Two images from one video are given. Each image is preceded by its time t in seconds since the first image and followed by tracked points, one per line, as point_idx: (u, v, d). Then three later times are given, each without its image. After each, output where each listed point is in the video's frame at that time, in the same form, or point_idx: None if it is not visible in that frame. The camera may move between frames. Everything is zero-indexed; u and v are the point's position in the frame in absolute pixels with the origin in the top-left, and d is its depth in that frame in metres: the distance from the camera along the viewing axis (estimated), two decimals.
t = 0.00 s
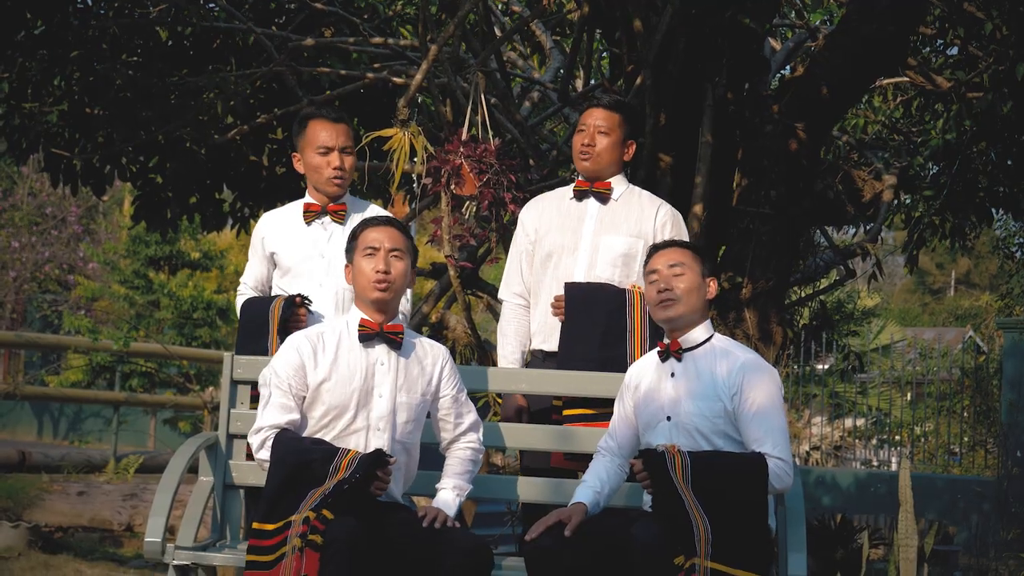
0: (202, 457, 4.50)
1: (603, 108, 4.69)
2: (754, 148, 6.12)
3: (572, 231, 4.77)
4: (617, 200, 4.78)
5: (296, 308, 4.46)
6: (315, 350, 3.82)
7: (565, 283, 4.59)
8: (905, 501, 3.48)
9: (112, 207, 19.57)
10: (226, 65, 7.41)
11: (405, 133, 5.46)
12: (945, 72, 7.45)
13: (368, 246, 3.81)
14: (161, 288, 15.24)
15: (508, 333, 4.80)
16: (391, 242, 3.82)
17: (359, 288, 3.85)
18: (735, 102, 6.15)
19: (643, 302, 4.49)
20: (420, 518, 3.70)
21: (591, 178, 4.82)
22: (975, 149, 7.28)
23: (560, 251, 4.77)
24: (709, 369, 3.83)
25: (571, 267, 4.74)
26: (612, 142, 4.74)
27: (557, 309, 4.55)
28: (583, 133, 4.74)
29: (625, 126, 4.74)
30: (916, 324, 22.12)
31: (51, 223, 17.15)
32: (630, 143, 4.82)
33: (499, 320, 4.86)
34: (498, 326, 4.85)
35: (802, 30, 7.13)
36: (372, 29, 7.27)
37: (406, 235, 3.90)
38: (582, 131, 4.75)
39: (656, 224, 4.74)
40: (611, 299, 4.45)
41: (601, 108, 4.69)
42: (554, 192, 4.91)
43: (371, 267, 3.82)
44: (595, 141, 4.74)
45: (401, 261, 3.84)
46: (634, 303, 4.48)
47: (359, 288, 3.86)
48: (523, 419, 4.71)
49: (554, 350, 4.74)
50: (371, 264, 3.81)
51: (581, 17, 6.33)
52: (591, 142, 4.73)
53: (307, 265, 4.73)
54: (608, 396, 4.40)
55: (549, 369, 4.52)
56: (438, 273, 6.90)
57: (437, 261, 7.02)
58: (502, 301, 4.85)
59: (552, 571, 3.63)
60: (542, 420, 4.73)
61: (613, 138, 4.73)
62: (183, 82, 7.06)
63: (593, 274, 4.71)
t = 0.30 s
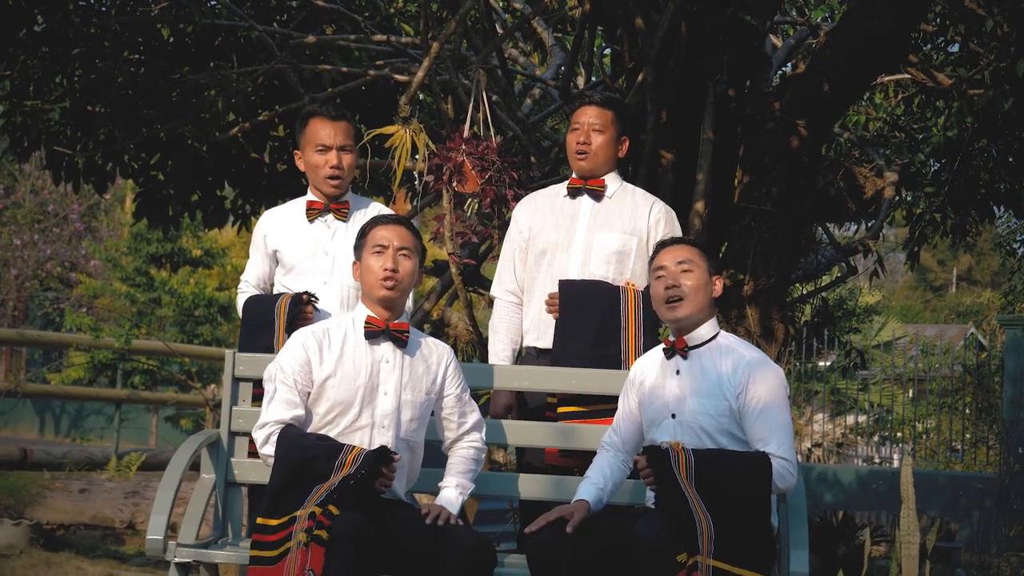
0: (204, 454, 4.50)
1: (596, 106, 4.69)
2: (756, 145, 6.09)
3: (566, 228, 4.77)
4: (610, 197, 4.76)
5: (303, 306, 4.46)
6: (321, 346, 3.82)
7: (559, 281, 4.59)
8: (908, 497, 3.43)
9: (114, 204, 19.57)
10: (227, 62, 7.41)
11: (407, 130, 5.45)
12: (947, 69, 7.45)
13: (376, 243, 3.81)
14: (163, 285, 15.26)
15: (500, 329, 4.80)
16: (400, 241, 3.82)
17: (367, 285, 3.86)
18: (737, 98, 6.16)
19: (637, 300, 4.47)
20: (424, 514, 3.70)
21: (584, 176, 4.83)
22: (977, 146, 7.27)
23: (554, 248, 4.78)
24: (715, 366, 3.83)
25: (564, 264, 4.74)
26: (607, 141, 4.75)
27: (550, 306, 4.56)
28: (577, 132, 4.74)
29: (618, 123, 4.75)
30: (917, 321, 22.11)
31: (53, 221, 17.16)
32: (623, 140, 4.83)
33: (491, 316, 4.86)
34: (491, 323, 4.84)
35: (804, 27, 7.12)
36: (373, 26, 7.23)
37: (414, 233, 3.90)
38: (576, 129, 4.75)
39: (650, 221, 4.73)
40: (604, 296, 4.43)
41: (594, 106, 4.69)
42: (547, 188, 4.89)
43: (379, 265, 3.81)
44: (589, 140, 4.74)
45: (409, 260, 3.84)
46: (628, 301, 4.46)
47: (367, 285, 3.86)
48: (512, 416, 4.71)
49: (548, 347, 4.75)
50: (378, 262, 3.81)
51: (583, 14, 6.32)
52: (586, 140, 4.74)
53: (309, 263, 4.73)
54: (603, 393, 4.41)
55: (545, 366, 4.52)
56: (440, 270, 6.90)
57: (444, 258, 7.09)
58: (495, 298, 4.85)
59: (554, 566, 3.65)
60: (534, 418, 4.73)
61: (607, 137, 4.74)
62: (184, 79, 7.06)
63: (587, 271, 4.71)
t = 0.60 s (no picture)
0: (205, 452, 4.49)
1: (589, 103, 4.71)
2: (756, 143, 6.06)
3: (560, 228, 4.77)
4: (604, 197, 4.78)
5: (297, 304, 4.49)
6: (317, 346, 3.82)
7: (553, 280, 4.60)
8: (909, 496, 3.46)
9: (115, 202, 19.56)
10: (228, 61, 7.41)
11: (408, 128, 5.45)
12: (948, 67, 7.44)
13: (368, 240, 3.82)
14: (165, 284, 15.26)
15: (494, 328, 4.78)
16: (390, 237, 3.82)
17: (361, 285, 3.86)
18: (738, 97, 6.17)
19: (630, 298, 4.50)
20: (423, 511, 3.70)
21: (578, 175, 4.83)
22: (978, 143, 7.26)
23: (548, 248, 4.77)
24: (715, 364, 3.83)
25: (559, 264, 4.74)
26: (601, 137, 4.75)
27: (544, 305, 4.56)
28: (570, 129, 4.75)
29: (612, 121, 4.75)
30: (919, 318, 22.09)
31: (54, 219, 17.15)
32: (616, 137, 4.83)
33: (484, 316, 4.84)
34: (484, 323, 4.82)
35: (804, 25, 7.12)
36: (374, 25, 7.24)
37: (405, 229, 3.90)
38: (570, 126, 4.76)
39: (644, 222, 4.73)
40: (597, 296, 4.46)
41: (587, 103, 4.71)
42: (541, 187, 4.90)
43: (372, 262, 3.82)
44: (583, 136, 4.74)
45: (401, 255, 3.84)
46: (621, 299, 4.49)
47: (360, 285, 3.87)
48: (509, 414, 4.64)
49: (541, 346, 4.72)
50: (370, 259, 3.82)
51: (583, 12, 6.32)
52: (579, 137, 4.74)
53: (310, 261, 4.72)
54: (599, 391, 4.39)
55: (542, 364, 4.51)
56: (442, 268, 6.90)
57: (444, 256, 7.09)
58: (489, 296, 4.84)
59: (555, 565, 3.65)
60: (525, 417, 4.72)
61: (601, 133, 4.74)
62: (185, 78, 7.06)
63: (581, 271, 4.71)
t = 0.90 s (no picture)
0: (205, 452, 4.50)
1: (582, 103, 4.69)
2: (755, 141, 6.15)
3: (557, 226, 4.76)
4: (600, 194, 4.78)
5: (286, 303, 4.44)
6: (312, 346, 3.82)
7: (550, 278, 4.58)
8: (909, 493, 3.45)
9: (115, 201, 19.55)
10: (227, 59, 7.41)
11: (407, 127, 5.45)
12: (948, 65, 7.45)
13: (358, 238, 3.83)
14: (165, 283, 15.27)
15: (489, 328, 4.78)
16: (381, 234, 3.83)
17: (353, 283, 3.87)
18: (738, 95, 6.13)
19: (628, 296, 4.49)
20: (422, 510, 3.70)
21: (575, 172, 4.83)
22: (977, 141, 7.27)
23: (545, 246, 4.77)
24: (715, 362, 3.83)
25: (556, 262, 4.74)
26: (597, 136, 4.74)
27: (542, 304, 4.54)
28: (566, 130, 4.73)
29: (606, 119, 4.74)
30: (918, 316, 22.13)
31: (53, 219, 17.13)
32: (611, 134, 4.84)
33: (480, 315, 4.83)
34: (480, 321, 4.82)
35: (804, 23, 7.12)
36: (373, 23, 7.25)
37: (395, 225, 3.91)
38: (565, 128, 4.74)
39: (640, 219, 4.74)
40: (595, 294, 4.44)
41: (580, 103, 4.69)
42: (535, 185, 4.89)
43: (363, 259, 3.83)
44: (581, 136, 4.73)
45: (392, 251, 3.85)
46: (618, 297, 4.48)
47: (353, 283, 3.87)
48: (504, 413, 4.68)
49: (540, 344, 4.74)
50: (362, 257, 3.83)
51: (583, 11, 6.32)
52: (578, 137, 4.72)
53: (307, 260, 4.72)
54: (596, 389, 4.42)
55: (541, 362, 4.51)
56: (441, 266, 6.89)
57: (444, 254, 7.10)
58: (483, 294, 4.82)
59: (556, 564, 3.66)
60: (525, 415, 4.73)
61: (598, 131, 4.73)
62: (185, 76, 7.06)
63: (578, 269, 4.72)
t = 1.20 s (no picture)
0: (202, 454, 4.50)
1: (578, 101, 4.71)
2: (753, 141, 6.11)
3: (560, 226, 4.77)
4: (602, 194, 4.78)
5: (275, 301, 4.47)
6: (312, 346, 3.83)
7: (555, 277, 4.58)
8: (907, 494, 3.47)
9: (112, 202, 19.53)
10: (225, 60, 7.40)
11: (406, 127, 5.44)
12: (945, 65, 7.45)
13: (364, 238, 3.83)
14: (163, 284, 15.29)
15: (495, 330, 4.80)
16: (387, 234, 3.84)
17: (358, 283, 3.87)
18: (735, 95, 6.18)
19: (634, 293, 4.47)
20: (422, 511, 3.70)
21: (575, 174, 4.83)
22: (975, 141, 7.28)
23: (549, 247, 4.76)
24: (713, 362, 3.84)
25: (561, 263, 4.74)
26: (595, 133, 4.75)
27: (547, 304, 4.53)
28: (564, 129, 4.74)
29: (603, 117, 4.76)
30: (916, 316, 22.16)
31: (51, 219, 17.09)
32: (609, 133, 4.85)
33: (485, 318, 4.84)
34: (485, 325, 4.82)
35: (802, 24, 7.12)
36: (371, 24, 7.24)
37: (400, 227, 3.92)
38: (564, 126, 4.75)
39: (643, 217, 4.74)
40: (600, 291, 4.43)
41: (576, 102, 4.70)
42: (537, 187, 4.89)
43: (369, 259, 3.83)
44: (579, 134, 4.73)
45: (398, 252, 3.86)
46: (625, 295, 4.46)
47: (356, 283, 3.87)
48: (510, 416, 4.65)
49: (546, 345, 4.76)
50: (368, 257, 3.83)
51: (581, 11, 6.32)
52: (575, 135, 4.73)
53: (300, 259, 4.71)
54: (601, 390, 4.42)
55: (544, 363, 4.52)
56: (440, 267, 6.89)
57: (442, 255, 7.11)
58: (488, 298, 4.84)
59: (554, 564, 3.67)
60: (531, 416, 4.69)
61: (595, 128, 4.74)
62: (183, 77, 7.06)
63: (583, 269, 4.71)
